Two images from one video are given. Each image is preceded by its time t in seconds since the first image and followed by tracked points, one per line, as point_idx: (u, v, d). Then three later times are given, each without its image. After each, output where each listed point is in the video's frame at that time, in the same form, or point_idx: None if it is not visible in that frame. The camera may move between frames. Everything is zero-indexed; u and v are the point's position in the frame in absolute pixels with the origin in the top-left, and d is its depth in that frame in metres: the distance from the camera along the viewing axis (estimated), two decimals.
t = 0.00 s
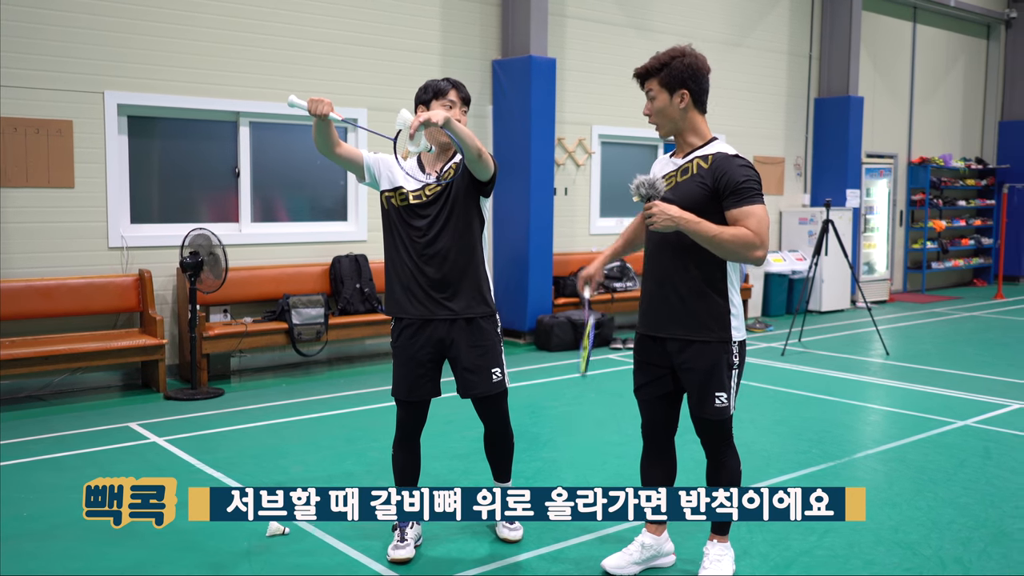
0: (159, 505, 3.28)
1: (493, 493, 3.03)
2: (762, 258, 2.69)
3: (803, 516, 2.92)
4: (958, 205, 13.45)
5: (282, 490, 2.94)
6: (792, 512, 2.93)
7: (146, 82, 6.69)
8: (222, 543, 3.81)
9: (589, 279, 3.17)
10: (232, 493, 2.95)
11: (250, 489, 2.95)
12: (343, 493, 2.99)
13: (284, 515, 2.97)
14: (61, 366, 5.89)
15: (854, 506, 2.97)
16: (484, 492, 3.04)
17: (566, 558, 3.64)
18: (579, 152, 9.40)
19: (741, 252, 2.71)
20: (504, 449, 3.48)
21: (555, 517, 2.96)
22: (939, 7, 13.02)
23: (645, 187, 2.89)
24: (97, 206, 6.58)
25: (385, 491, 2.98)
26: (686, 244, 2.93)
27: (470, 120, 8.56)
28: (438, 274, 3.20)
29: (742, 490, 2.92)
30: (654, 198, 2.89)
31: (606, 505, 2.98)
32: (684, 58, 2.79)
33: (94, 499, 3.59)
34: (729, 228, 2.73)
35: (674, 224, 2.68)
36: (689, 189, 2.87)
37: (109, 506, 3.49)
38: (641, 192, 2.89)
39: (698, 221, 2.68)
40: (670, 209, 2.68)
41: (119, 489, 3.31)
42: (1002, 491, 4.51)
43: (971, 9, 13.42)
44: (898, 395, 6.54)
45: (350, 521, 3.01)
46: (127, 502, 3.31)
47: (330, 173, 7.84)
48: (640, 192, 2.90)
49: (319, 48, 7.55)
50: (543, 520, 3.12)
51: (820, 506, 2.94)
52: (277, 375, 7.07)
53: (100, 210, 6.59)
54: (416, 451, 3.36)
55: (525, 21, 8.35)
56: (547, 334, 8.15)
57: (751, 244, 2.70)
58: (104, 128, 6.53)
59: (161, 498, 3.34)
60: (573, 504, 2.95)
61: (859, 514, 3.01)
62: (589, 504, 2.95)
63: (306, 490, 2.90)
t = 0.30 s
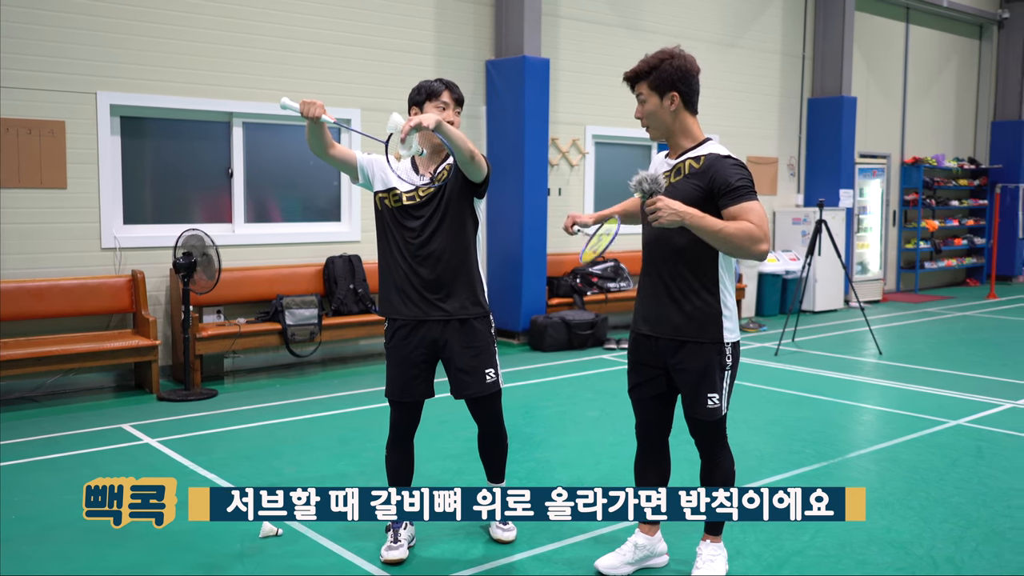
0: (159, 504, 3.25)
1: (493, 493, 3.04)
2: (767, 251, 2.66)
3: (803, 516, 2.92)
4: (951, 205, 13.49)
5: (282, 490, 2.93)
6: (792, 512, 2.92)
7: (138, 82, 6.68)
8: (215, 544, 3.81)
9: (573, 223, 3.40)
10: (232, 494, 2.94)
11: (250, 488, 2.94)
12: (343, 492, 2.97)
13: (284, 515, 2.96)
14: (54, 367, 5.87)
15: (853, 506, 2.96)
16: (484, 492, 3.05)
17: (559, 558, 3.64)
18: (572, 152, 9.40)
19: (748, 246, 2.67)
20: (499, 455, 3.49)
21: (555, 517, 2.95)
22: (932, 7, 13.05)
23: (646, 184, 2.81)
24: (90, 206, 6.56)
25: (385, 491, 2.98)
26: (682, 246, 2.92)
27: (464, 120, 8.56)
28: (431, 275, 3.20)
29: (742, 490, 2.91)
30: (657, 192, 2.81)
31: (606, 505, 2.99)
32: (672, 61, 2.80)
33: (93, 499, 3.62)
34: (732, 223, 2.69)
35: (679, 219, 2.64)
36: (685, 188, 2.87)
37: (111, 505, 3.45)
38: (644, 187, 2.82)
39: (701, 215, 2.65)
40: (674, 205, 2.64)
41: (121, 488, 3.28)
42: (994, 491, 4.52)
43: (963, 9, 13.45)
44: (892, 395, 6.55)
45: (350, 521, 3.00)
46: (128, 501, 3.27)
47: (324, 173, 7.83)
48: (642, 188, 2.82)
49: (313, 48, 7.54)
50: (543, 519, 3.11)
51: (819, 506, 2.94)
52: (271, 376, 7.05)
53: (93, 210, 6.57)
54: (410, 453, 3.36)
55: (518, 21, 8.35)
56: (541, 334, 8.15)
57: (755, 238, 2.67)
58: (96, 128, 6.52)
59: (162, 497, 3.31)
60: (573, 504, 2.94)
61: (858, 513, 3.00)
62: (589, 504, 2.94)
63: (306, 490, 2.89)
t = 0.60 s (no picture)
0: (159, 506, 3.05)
1: (493, 493, 3.00)
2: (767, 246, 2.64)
3: (803, 516, 2.88)
4: (944, 205, 13.51)
5: (282, 490, 2.89)
6: (792, 512, 2.89)
7: (130, 81, 6.66)
8: (207, 545, 3.79)
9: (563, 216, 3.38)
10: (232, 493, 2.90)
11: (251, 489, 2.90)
12: (342, 492, 2.95)
13: (284, 515, 2.91)
14: (46, 367, 5.85)
15: (854, 506, 2.92)
16: (484, 492, 3.02)
17: (552, 558, 3.63)
18: (566, 152, 9.40)
19: (749, 241, 2.64)
20: (491, 458, 3.49)
21: (555, 517, 2.91)
22: (924, 7, 13.08)
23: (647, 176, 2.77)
24: (81, 206, 6.54)
25: (385, 491, 2.97)
26: (682, 245, 2.90)
27: (457, 120, 8.56)
28: (423, 275, 3.19)
29: (742, 490, 2.89)
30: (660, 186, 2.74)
31: (606, 505, 2.97)
32: (670, 59, 2.80)
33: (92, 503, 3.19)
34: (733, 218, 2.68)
35: (681, 212, 2.61)
36: (682, 186, 2.86)
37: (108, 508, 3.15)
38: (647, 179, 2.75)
39: (704, 208, 2.63)
40: (677, 197, 2.61)
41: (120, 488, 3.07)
42: (986, 490, 4.53)
43: (955, 10, 13.49)
44: (884, 394, 6.57)
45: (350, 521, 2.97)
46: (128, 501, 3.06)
47: (317, 173, 7.82)
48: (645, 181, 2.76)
49: (306, 48, 7.53)
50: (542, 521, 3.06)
51: (819, 506, 2.90)
52: (263, 376, 7.03)
53: (85, 210, 6.56)
54: (402, 454, 3.35)
55: (511, 21, 8.35)
56: (534, 334, 8.15)
57: (755, 233, 2.65)
58: (88, 127, 6.50)
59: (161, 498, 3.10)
60: (573, 503, 2.91)
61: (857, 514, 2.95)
62: (590, 504, 2.91)
63: (307, 489, 2.86)
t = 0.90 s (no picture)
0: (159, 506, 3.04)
1: (493, 493, 3.00)
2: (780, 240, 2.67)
3: (803, 516, 2.88)
4: (936, 204, 13.55)
5: (281, 490, 2.88)
6: (792, 512, 2.89)
7: (125, 81, 6.65)
8: (200, 545, 3.79)
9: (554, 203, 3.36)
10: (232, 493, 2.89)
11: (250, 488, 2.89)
12: (342, 493, 2.95)
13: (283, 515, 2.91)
14: (38, 367, 5.84)
15: (855, 506, 2.91)
16: (484, 492, 3.01)
17: (546, 558, 3.63)
18: (559, 152, 9.41)
19: (763, 236, 2.66)
20: (483, 454, 3.48)
21: (555, 518, 2.91)
22: (917, 7, 13.12)
23: (667, 172, 2.70)
24: (74, 206, 6.53)
25: (385, 491, 2.96)
26: (682, 245, 2.89)
27: (450, 120, 8.56)
28: (415, 276, 3.19)
29: (742, 490, 2.88)
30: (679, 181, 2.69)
31: (606, 505, 2.98)
32: (658, 61, 2.79)
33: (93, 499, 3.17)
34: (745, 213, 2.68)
35: (700, 210, 2.59)
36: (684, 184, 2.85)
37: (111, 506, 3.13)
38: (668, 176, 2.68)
39: (721, 206, 2.61)
40: (696, 195, 2.59)
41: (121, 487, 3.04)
42: (978, 489, 4.55)
43: (948, 10, 13.53)
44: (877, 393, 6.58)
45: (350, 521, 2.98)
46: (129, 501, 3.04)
47: (311, 173, 7.81)
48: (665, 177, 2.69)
49: (300, 48, 7.53)
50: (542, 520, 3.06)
51: (819, 506, 2.90)
52: (257, 377, 7.02)
53: (77, 210, 6.54)
54: (394, 454, 3.35)
55: (505, 21, 8.35)
56: (528, 334, 8.15)
57: (767, 228, 2.67)
58: (81, 127, 6.49)
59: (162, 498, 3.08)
60: (573, 504, 2.91)
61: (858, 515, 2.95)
62: (590, 504, 2.91)
63: (307, 490, 2.85)
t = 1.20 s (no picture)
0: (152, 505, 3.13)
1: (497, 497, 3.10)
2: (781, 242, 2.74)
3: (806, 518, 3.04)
4: (929, 204, 13.58)
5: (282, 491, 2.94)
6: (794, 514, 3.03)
7: (119, 81, 6.64)
8: (193, 546, 3.78)
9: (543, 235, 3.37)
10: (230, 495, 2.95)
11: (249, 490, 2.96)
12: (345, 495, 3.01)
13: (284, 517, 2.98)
14: (31, 368, 5.82)
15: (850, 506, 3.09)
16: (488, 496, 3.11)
17: (540, 558, 3.63)
18: (553, 152, 9.42)
19: (766, 237, 2.72)
20: (477, 451, 3.47)
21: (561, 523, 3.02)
22: (909, 8, 13.16)
23: (688, 168, 2.72)
24: (67, 206, 6.52)
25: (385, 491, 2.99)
26: (678, 247, 2.89)
27: (443, 120, 8.57)
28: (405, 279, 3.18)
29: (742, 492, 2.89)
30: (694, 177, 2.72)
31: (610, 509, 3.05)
32: (651, 61, 2.80)
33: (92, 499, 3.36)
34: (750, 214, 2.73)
35: (714, 210, 2.64)
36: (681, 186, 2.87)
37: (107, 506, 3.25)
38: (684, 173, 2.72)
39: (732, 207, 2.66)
40: (712, 194, 2.63)
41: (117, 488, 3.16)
42: (970, 488, 4.56)
43: (940, 10, 13.57)
44: (870, 393, 6.60)
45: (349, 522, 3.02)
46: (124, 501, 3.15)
47: (304, 173, 7.79)
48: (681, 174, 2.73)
49: (294, 48, 7.53)
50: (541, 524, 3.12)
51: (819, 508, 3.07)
52: (250, 377, 7.01)
53: (69, 210, 6.52)
54: (387, 454, 3.36)
55: (498, 21, 8.35)
56: (522, 334, 8.16)
57: (770, 230, 2.74)
58: (74, 127, 6.47)
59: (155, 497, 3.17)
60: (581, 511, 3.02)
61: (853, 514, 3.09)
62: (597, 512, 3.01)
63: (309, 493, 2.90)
